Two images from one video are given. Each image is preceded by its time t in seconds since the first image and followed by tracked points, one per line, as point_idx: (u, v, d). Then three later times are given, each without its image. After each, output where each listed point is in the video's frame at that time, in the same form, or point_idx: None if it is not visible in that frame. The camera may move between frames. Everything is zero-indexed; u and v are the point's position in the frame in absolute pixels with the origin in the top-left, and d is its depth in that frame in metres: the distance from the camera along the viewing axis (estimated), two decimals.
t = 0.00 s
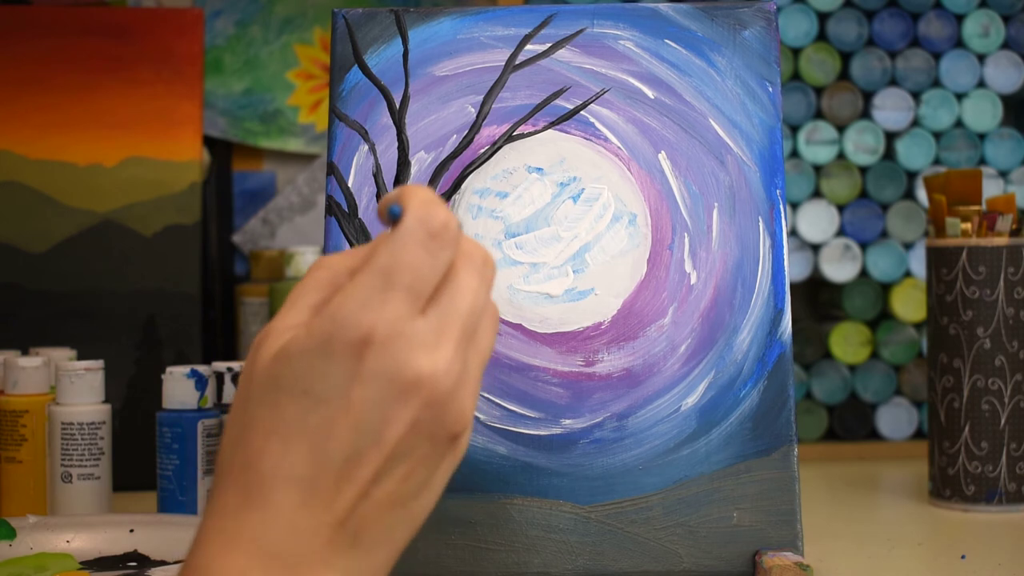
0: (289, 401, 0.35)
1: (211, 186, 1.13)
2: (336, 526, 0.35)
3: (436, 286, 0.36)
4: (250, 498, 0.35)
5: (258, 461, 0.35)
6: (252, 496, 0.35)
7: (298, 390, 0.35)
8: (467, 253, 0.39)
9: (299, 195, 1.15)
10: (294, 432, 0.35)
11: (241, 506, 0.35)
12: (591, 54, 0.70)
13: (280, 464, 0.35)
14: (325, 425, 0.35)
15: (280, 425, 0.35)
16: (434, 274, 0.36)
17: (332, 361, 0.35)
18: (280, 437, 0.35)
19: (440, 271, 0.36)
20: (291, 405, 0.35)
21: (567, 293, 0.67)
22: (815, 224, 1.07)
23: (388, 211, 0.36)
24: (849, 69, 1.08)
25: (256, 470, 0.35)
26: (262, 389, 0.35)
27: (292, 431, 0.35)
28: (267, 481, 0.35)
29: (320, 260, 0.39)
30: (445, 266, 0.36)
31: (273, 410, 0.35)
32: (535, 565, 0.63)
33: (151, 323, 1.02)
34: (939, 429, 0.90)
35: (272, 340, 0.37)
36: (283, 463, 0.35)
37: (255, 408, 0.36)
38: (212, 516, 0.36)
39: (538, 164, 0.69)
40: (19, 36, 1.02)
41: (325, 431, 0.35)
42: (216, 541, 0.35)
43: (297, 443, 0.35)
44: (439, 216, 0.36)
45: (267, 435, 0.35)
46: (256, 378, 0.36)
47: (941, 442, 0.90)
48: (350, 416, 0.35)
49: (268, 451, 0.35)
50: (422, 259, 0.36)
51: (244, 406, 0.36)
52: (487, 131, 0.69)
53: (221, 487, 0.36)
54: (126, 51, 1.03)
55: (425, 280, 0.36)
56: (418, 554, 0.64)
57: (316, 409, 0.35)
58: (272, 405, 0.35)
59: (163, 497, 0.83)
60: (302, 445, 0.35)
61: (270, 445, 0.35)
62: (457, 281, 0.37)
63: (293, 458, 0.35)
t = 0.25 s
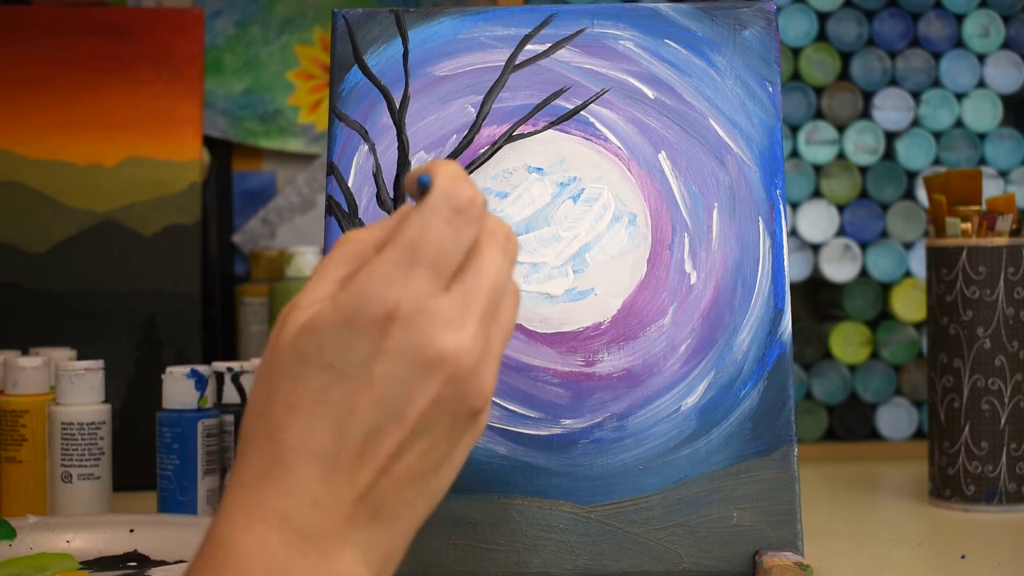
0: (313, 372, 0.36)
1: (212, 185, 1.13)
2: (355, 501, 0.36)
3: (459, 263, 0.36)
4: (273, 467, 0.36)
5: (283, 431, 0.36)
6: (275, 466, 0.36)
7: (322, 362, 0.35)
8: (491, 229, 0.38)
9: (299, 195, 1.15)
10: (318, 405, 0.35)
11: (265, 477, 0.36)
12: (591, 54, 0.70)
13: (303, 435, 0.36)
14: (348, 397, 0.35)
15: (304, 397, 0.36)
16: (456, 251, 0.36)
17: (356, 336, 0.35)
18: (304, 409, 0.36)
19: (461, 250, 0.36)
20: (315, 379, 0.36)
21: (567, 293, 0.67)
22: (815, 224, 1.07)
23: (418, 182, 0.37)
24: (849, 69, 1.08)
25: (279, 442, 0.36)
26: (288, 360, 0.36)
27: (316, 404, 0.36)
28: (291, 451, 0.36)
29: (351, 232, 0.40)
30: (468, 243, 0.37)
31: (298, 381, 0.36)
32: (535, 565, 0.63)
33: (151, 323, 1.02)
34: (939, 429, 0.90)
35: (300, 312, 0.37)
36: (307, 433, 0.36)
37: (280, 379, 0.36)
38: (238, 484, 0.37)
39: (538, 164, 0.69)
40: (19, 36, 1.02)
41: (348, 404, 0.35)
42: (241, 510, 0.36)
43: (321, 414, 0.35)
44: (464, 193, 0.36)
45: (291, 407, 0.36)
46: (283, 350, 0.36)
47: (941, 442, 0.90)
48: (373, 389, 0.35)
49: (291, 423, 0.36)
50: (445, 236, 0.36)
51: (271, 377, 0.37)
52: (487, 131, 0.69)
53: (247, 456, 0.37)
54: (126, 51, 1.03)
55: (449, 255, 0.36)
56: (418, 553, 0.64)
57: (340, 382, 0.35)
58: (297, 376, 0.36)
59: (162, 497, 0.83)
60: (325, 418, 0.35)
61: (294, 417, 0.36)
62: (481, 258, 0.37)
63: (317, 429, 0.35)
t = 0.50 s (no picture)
0: (329, 357, 0.36)
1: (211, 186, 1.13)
2: (370, 486, 0.36)
3: (476, 251, 0.37)
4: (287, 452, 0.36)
5: (299, 417, 0.36)
6: (291, 452, 0.36)
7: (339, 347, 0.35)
8: (509, 218, 0.39)
9: (299, 195, 1.15)
10: (334, 390, 0.36)
11: (280, 463, 0.36)
12: (591, 54, 0.70)
13: (318, 420, 0.36)
14: (365, 383, 0.36)
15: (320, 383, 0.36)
16: (475, 238, 0.36)
17: (373, 322, 0.35)
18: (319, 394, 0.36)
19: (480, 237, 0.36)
20: (331, 364, 0.36)
21: (567, 293, 0.67)
22: (815, 224, 1.07)
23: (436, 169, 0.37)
24: (849, 69, 1.08)
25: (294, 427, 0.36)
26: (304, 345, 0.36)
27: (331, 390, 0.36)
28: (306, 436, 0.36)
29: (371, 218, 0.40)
30: (487, 230, 0.37)
31: (314, 366, 0.36)
32: (535, 565, 0.63)
33: (151, 323, 1.02)
34: (939, 429, 0.90)
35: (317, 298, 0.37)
36: (322, 419, 0.36)
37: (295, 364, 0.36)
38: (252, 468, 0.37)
39: (538, 164, 0.68)
40: (19, 36, 1.02)
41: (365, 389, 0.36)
42: (255, 495, 0.37)
43: (337, 400, 0.36)
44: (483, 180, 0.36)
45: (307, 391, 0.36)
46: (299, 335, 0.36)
47: (941, 442, 0.90)
48: (389, 375, 0.36)
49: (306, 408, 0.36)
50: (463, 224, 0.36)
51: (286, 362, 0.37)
52: (487, 131, 0.69)
53: (262, 441, 0.37)
54: (126, 51, 1.03)
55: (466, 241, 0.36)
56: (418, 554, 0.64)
57: (357, 368, 0.36)
58: (313, 361, 0.36)
59: (162, 497, 0.83)
60: (341, 403, 0.36)
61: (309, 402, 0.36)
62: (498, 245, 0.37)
63: (332, 414, 0.36)
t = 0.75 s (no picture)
0: (351, 332, 0.35)
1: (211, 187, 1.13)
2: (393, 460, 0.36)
3: (497, 228, 0.37)
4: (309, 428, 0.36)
5: (319, 393, 0.36)
6: (311, 428, 0.36)
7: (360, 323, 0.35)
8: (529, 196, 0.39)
9: (299, 195, 1.15)
10: (356, 365, 0.35)
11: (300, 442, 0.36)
12: (591, 54, 0.70)
13: (340, 395, 0.35)
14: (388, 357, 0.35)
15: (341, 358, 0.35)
16: (497, 215, 0.37)
17: (395, 296, 0.35)
18: (342, 369, 0.35)
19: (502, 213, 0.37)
20: (353, 340, 0.35)
21: (567, 293, 0.67)
22: (815, 224, 1.07)
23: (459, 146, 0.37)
24: (849, 69, 1.08)
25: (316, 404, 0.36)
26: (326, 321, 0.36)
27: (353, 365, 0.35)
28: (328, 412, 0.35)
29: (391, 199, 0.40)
30: (508, 207, 0.37)
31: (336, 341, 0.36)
32: (535, 565, 0.63)
33: (151, 324, 1.02)
34: (939, 429, 0.90)
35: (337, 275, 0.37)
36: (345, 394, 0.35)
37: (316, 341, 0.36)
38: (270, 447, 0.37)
39: (538, 164, 0.69)
40: (19, 35, 1.02)
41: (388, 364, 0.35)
42: (275, 474, 0.36)
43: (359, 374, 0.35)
44: (505, 158, 0.37)
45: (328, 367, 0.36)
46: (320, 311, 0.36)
47: (941, 442, 0.90)
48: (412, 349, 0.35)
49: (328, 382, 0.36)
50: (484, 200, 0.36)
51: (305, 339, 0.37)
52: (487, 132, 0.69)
53: (280, 419, 0.37)
54: (126, 51, 1.03)
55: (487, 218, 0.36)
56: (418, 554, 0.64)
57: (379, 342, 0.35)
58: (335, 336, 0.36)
59: (162, 497, 0.83)
60: (364, 378, 0.35)
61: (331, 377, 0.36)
62: (518, 224, 0.38)
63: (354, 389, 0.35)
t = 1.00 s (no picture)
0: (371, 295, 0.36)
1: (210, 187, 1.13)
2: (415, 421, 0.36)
3: (515, 189, 0.37)
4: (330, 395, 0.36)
5: (341, 354, 0.36)
6: (332, 391, 0.36)
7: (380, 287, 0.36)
8: (546, 158, 0.39)
9: (299, 195, 1.15)
10: (375, 328, 0.36)
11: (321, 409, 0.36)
12: (591, 54, 0.70)
13: (360, 359, 0.36)
14: (406, 319, 0.36)
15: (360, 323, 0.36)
16: (514, 175, 0.37)
17: (414, 259, 0.35)
18: (361, 333, 0.36)
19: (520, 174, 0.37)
20: (373, 303, 0.36)
21: (566, 293, 0.67)
22: (815, 224, 1.07)
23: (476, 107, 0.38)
24: (849, 69, 1.08)
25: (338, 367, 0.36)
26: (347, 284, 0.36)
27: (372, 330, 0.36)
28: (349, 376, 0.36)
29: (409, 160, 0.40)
30: (525, 167, 0.37)
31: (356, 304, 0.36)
32: (535, 565, 0.63)
33: (150, 324, 1.02)
34: (939, 429, 0.90)
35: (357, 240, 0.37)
36: (365, 357, 0.36)
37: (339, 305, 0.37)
38: (292, 414, 0.37)
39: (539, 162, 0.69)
40: (19, 36, 1.02)
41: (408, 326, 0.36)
42: (294, 444, 0.36)
43: (378, 337, 0.36)
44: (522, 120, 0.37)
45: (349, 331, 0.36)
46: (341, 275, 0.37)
47: (941, 442, 0.90)
48: (430, 311, 0.36)
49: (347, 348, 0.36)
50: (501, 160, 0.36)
51: (328, 304, 0.37)
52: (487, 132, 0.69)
53: (302, 386, 0.37)
54: (126, 51, 1.03)
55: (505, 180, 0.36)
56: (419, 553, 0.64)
57: (397, 305, 0.36)
58: (356, 298, 0.36)
59: (163, 497, 0.83)
60: (382, 341, 0.36)
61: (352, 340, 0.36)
62: (537, 185, 0.38)
63: (373, 352, 0.36)
